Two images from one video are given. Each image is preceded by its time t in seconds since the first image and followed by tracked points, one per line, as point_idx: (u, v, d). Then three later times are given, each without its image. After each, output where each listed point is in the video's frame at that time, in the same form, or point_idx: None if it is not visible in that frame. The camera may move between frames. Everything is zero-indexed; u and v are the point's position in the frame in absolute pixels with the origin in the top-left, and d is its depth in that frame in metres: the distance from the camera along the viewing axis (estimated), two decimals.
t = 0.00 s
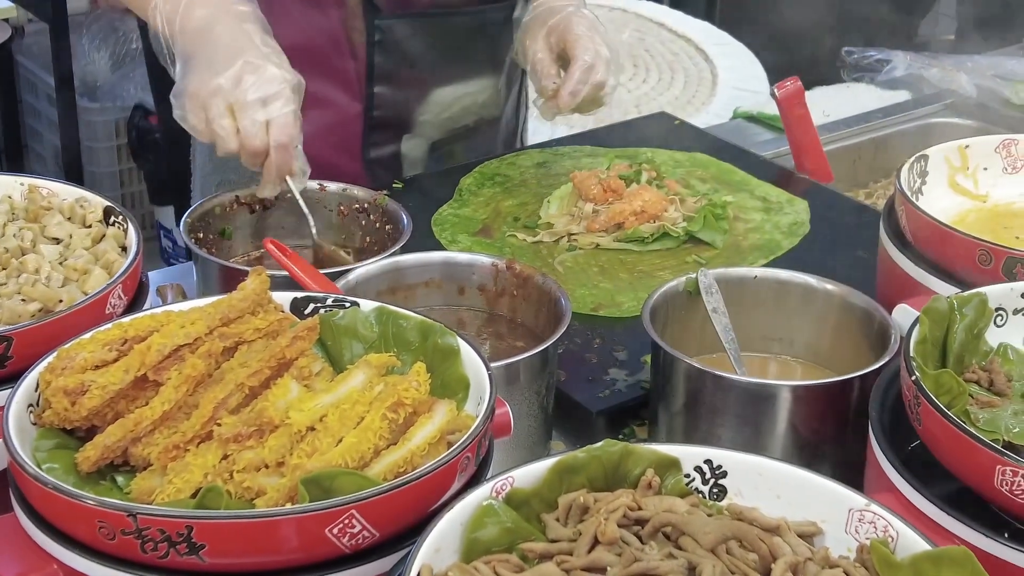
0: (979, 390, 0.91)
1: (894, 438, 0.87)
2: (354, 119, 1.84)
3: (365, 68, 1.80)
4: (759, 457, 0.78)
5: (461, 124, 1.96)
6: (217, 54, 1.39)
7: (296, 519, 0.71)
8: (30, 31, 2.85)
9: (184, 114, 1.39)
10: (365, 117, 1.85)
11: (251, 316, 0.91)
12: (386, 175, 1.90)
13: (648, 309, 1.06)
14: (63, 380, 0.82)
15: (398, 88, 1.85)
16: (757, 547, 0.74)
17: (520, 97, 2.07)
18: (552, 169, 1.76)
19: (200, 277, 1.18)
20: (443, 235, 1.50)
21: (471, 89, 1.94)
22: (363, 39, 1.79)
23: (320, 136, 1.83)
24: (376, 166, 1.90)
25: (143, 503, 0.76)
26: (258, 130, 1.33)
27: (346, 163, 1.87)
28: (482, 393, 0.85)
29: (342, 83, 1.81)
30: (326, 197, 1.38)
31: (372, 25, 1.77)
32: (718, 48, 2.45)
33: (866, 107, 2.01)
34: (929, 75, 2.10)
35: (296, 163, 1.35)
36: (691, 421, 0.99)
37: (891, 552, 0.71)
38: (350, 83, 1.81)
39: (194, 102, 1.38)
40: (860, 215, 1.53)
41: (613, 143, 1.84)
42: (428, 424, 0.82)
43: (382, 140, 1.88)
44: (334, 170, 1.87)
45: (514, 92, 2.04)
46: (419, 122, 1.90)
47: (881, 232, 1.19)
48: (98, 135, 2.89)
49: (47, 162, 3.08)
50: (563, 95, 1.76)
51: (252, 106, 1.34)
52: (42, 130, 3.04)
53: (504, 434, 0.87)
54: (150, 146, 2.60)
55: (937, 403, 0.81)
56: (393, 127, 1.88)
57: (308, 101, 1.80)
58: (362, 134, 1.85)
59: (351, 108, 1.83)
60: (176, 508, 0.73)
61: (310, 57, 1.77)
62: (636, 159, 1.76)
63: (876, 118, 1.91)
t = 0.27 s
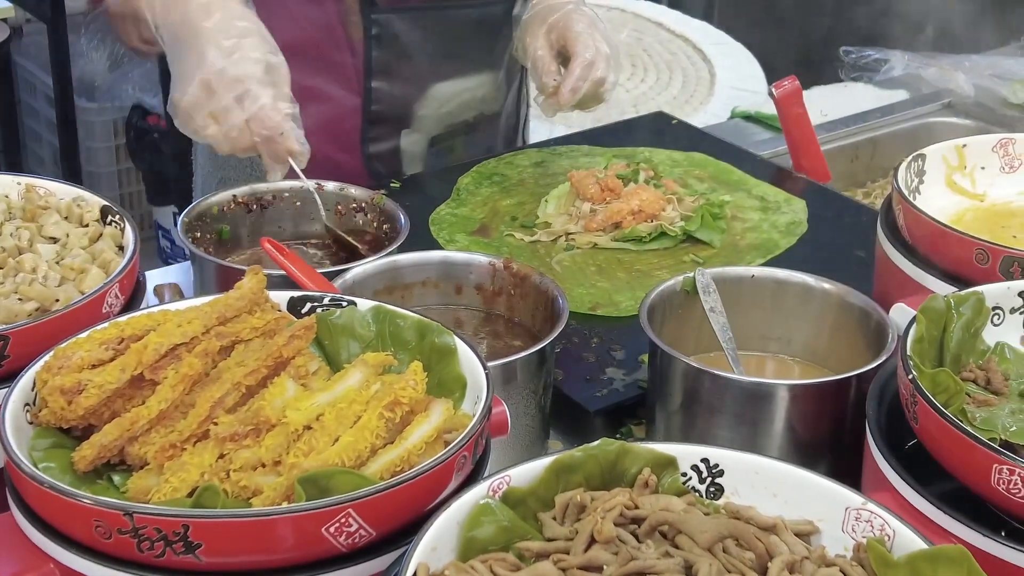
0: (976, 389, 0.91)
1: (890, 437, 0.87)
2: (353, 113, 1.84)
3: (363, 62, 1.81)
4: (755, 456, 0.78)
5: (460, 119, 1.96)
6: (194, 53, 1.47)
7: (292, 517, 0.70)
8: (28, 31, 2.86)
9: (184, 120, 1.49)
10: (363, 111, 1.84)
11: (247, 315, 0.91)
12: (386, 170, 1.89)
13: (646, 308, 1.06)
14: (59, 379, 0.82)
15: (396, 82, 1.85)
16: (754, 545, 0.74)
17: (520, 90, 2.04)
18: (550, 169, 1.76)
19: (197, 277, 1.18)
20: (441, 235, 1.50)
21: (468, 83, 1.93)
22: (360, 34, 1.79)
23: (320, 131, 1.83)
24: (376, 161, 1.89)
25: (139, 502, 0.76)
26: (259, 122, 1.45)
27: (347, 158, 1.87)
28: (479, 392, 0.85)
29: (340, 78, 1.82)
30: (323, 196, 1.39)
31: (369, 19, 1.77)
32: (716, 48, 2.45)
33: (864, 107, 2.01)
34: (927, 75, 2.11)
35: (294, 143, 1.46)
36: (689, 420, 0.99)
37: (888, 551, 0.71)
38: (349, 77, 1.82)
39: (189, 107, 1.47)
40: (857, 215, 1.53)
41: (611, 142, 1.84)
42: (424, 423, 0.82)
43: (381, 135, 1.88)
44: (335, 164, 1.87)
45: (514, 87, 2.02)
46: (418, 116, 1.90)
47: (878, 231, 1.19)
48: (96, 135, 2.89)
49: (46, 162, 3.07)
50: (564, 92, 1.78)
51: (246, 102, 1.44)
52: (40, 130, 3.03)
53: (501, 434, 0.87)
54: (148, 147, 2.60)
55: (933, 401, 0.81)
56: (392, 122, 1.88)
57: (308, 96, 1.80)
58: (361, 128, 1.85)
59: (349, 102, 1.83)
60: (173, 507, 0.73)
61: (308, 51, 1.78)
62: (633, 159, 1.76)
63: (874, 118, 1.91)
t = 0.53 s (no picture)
0: (974, 389, 0.91)
1: (889, 437, 0.87)
2: (353, 110, 1.84)
3: (363, 60, 1.80)
4: (754, 456, 0.78)
5: (461, 116, 1.94)
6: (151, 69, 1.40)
7: (290, 518, 0.70)
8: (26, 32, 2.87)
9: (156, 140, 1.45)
10: (364, 108, 1.85)
11: (246, 316, 0.91)
12: (387, 168, 1.91)
13: (645, 308, 1.06)
14: (57, 380, 0.82)
15: (396, 79, 1.84)
16: (752, 545, 0.74)
17: (521, 90, 2.06)
18: (548, 169, 1.76)
19: (196, 277, 1.18)
20: (439, 235, 1.50)
21: (467, 80, 1.91)
22: (359, 31, 1.78)
23: (320, 129, 1.84)
24: (377, 159, 1.90)
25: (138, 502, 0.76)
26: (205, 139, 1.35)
27: (348, 156, 1.89)
28: (478, 392, 0.85)
29: (340, 76, 1.82)
30: (322, 196, 1.39)
31: (368, 17, 1.76)
32: (714, 48, 2.46)
33: (863, 107, 2.01)
34: (926, 74, 2.11)
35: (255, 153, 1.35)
36: (687, 420, 0.99)
37: (886, 551, 0.71)
38: (349, 76, 1.82)
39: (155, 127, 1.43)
40: (856, 215, 1.53)
41: (609, 142, 1.84)
42: (423, 423, 0.82)
43: (381, 132, 1.88)
44: (334, 161, 1.89)
45: (515, 87, 2.04)
46: (418, 113, 1.89)
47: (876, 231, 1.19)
48: (95, 135, 2.89)
49: (44, 163, 3.07)
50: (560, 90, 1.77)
51: (189, 117, 1.35)
52: (38, 130, 3.03)
53: (500, 434, 0.87)
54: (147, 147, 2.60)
55: (932, 402, 0.81)
56: (391, 119, 1.88)
57: (308, 94, 1.82)
58: (362, 126, 1.86)
59: (350, 100, 1.84)
60: (171, 507, 0.72)
61: (308, 50, 1.78)
62: (632, 159, 1.76)
63: (873, 118, 1.91)
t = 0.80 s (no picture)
0: (973, 390, 0.91)
1: (888, 438, 0.87)
2: (354, 107, 1.83)
3: (363, 58, 1.79)
4: (753, 457, 0.78)
5: (462, 114, 1.94)
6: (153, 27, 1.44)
7: (289, 519, 0.70)
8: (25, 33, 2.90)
9: (155, 108, 1.46)
10: (364, 106, 1.83)
11: (244, 316, 0.91)
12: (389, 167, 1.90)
13: (643, 308, 1.06)
14: (56, 381, 0.82)
15: (396, 77, 1.84)
16: (751, 546, 0.74)
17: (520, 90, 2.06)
18: (547, 170, 1.76)
19: (194, 278, 1.18)
20: (438, 236, 1.50)
21: (467, 79, 1.91)
22: (359, 31, 1.77)
23: (320, 128, 1.85)
24: (377, 157, 1.89)
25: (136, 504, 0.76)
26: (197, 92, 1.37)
27: (349, 155, 1.88)
28: (476, 392, 0.85)
29: (340, 74, 1.81)
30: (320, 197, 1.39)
31: (368, 14, 1.76)
32: (712, 49, 2.46)
33: (862, 107, 2.02)
34: (924, 75, 2.11)
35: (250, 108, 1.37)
36: (686, 421, 0.99)
37: (885, 552, 0.71)
38: (349, 73, 1.81)
39: (155, 91, 1.44)
40: (854, 215, 1.53)
41: (608, 143, 1.84)
42: (422, 424, 0.82)
43: (381, 130, 1.87)
44: (336, 161, 1.88)
45: (514, 86, 2.03)
46: (419, 111, 1.89)
47: (875, 232, 1.19)
48: (92, 136, 2.88)
49: (42, 164, 3.07)
50: (563, 94, 1.77)
51: (183, 69, 1.38)
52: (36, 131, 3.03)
53: (498, 434, 0.87)
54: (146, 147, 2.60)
55: (931, 402, 0.81)
56: (392, 115, 1.87)
57: (308, 93, 1.83)
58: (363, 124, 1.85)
59: (349, 97, 1.83)
60: (169, 508, 0.72)
61: (307, 49, 1.80)
62: (630, 159, 1.76)
63: (871, 118, 1.91)
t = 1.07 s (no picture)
0: (971, 392, 0.91)
1: (886, 440, 0.87)
2: (352, 106, 1.83)
3: (359, 56, 1.80)
4: (750, 459, 0.78)
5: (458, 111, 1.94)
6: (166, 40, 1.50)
7: (285, 521, 0.70)
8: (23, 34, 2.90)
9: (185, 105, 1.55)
10: (361, 104, 1.83)
11: (241, 318, 0.91)
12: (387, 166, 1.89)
13: (641, 310, 1.05)
14: (52, 383, 0.81)
15: (393, 75, 1.84)
16: (748, 548, 0.74)
17: (515, 88, 2.04)
18: (545, 171, 1.76)
19: (192, 279, 1.18)
20: (435, 237, 1.50)
21: (462, 77, 1.91)
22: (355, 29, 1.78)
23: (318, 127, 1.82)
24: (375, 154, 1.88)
25: (132, 506, 0.75)
26: (219, 94, 1.45)
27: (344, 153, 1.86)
28: (473, 394, 0.84)
29: (338, 73, 1.81)
30: (317, 198, 1.39)
31: (365, 12, 1.76)
32: (710, 50, 2.46)
33: (860, 108, 2.02)
34: (922, 76, 2.11)
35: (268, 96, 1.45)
36: (684, 422, 0.99)
37: (883, 554, 0.71)
38: (346, 71, 1.81)
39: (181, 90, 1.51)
40: (853, 216, 1.53)
41: (606, 143, 1.84)
42: (418, 426, 0.82)
43: (377, 127, 1.86)
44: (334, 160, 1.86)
45: (509, 84, 2.01)
46: (415, 109, 1.88)
47: (873, 233, 1.19)
48: (91, 137, 2.88)
49: (41, 166, 3.06)
50: (558, 91, 1.77)
51: (202, 74, 1.45)
52: (35, 132, 3.03)
53: (496, 436, 0.87)
54: (144, 149, 2.60)
55: (929, 404, 0.80)
56: (390, 114, 1.87)
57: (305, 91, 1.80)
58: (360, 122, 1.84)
59: (346, 96, 1.82)
60: (165, 510, 0.72)
61: (303, 47, 1.79)
62: (629, 160, 1.76)
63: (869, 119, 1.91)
